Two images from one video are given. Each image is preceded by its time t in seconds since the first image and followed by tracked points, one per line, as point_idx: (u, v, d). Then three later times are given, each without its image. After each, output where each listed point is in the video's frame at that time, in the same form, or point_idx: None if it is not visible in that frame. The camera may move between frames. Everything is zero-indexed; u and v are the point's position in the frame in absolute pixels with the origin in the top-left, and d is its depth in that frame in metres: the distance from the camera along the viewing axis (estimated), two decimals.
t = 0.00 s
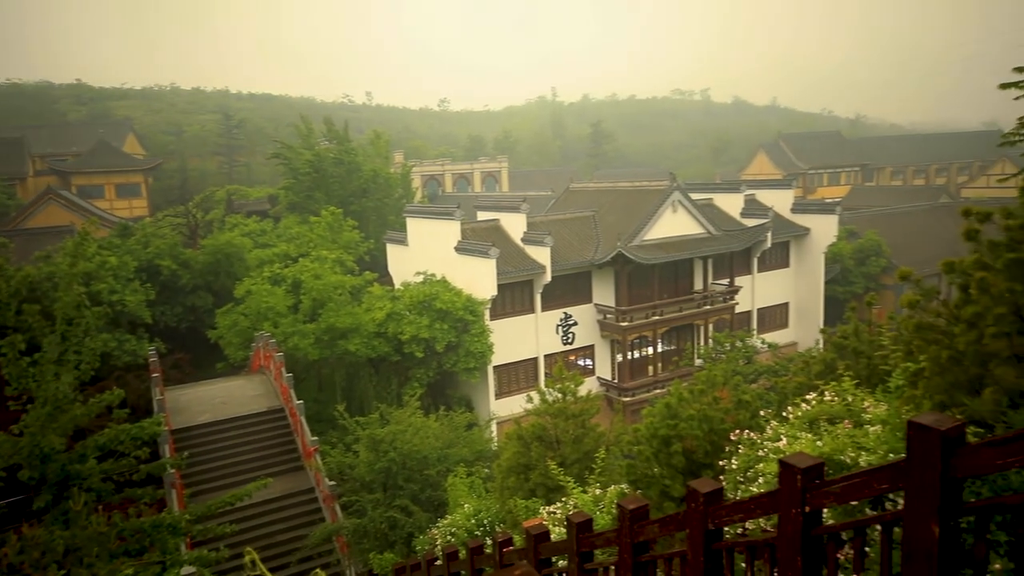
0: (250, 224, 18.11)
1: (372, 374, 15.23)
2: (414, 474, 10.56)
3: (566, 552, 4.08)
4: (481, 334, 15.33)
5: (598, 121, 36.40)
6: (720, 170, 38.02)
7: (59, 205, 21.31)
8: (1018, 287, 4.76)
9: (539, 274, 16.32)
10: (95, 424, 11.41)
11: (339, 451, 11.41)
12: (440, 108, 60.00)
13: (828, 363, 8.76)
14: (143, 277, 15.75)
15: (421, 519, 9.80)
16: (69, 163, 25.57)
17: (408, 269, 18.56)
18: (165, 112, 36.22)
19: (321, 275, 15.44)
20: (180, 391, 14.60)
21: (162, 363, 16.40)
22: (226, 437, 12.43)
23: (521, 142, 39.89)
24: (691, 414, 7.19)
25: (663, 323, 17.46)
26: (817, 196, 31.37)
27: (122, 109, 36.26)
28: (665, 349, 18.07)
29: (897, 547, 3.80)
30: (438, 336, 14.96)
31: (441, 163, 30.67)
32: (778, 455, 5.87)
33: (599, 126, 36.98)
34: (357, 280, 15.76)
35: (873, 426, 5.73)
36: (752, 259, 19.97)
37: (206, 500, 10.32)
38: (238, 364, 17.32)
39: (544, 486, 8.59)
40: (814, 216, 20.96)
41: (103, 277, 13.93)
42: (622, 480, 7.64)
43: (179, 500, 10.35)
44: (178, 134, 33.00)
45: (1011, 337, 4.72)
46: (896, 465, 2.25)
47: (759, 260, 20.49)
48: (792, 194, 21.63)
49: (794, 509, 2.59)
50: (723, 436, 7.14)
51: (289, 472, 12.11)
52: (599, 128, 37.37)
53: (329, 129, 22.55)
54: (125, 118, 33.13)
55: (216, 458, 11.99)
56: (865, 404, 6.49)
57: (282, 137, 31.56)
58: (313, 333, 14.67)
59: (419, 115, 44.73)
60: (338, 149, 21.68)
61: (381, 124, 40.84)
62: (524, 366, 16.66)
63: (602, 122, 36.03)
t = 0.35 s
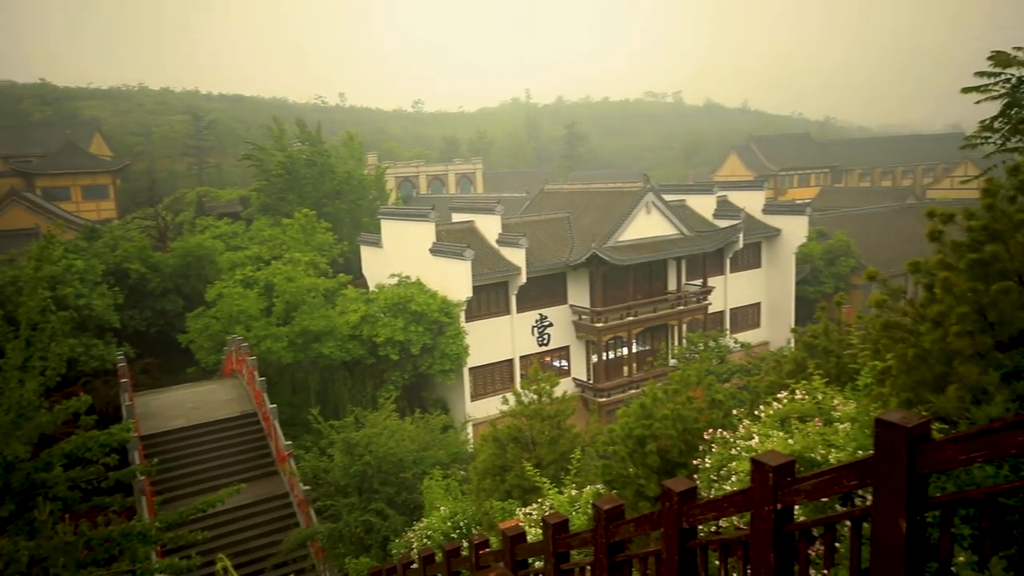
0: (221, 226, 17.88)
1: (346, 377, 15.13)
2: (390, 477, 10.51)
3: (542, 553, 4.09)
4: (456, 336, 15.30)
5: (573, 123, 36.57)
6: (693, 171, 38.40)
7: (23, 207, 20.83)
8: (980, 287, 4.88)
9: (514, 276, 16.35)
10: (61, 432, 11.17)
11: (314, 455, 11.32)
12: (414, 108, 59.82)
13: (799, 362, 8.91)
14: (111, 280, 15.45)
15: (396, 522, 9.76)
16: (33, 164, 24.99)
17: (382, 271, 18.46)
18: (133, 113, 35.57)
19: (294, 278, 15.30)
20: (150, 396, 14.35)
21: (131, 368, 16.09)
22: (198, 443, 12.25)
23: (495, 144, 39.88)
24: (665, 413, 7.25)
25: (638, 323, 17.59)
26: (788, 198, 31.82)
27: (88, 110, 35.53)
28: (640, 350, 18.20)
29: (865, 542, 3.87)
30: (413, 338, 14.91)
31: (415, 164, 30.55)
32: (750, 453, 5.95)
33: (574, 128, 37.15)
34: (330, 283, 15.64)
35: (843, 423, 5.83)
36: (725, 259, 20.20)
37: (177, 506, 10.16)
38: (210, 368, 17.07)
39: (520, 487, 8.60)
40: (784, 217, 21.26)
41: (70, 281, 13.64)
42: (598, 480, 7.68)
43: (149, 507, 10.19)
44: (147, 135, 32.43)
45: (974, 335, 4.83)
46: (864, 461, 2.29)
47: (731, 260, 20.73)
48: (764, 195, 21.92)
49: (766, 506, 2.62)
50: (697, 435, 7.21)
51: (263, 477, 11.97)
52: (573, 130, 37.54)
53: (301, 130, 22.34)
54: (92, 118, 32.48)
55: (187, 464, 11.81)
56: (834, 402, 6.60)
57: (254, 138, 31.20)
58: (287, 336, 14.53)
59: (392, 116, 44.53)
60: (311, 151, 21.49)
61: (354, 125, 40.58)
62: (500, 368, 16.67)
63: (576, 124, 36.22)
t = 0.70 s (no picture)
0: (193, 228, 17.64)
1: (322, 380, 15.02)
2: (367, 480, 10.45)
3: (520, 554, 4.10)
4: (433, 338, 15.26)
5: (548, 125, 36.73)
6: (668, 173, 38.70)
7: None
8: (945, 286, 4.99)
9: (490, 277, 16.35)
10: (29, 439, 10.93)
11: (289, 459, 11.21)
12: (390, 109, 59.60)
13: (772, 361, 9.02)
14: (79, 284, 15.16)
15: (373, 525, 9.72)
16: None
17: (358, 273, 18.34)
18: (102, 113, 34.93)
19: (268, 280, 15.14)
20: (120, 402, 14.11)
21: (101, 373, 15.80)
22: (171, 448, 12.07)
23: (471, 145, 39.82)
24: (640, 413, 7.30)
25: (614, 324, 17.68)
26: (760, 199, 32.18)
27: (55, 110, 34.83)
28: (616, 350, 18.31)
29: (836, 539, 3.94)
30: (389, 340, 14.84)
31: (390, 166, 30.40)
32: (725, 452, 6.02)
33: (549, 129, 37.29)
34: (305, 285, 15.51)
35: (814, 421, 5.92)
36: (699, 260, 20.38)
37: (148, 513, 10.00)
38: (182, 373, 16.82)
39: (497, 489, 8.61)
40: (757, 218, 21.51)
41: (37, 285, 13.36)
42: (575, 481, 7.71)
43: (120, 514, 10.01)
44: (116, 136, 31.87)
45: (940, 335, 4.93)
46: (834, 458, 2.33)
47: (706, 261, 20.93)
48: (737, 197, 22.16)
49: (741, 504, 2.66)
50: (672, 435, 7.28)
51: (237, 482, 11.82)
52: (549, 132, 37.66)
53: (274, 131, 22.10)
54: (59, 119, 31.86)
55: (159, 470, 11.62)
56: (806, 400, 6.70)
57: (227, 139, 30.86)
58: (261, 340, 14.38)
59: (367, 117, 44.29)
60: (284, 153, 21.28)
61: (329, 126, 40.27)
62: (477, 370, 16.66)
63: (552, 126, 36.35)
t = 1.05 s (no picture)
0: (166, 231, 17.40)
1: (299, 384, 14.90)
2: (345, 484, 10.39)
3: (498, 556, 4.11)
4: (411, 341, 15.22)
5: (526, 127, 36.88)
6: (645, 175, 38.93)
7: None
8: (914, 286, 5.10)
9: (468, 279, 16.35)
10: None
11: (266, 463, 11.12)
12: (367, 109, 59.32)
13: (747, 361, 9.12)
14: (50, 288, 14.88)
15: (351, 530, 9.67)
16: None
17: (334, 275, 18.18)
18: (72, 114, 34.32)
19: (244, 283, 14.99)
20: (92, 407, 13.87)
21: (72, 379, 15.52)
22: (145, 454, 11.89)
23: (449, 147, 39.73)
24: (618, 414, 7.35)
25: (592, 325, 17.76)
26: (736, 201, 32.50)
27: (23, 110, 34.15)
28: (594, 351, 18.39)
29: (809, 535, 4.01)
30: (366, 343, 14.78)
31: (367, 168, 30.22)
32: (701, 452, 6.07)
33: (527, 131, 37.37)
34: (282, 288, 15.38)
35: (788, 420, 6.01)
36: (676, 261, 20.54)
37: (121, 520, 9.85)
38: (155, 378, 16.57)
39: (476, 491, 8.61)
40: (733, 220, 21.73)
41: (5, 289, 13.09)
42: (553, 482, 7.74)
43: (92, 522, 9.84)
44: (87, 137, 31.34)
45: (909, 333, 5.05)
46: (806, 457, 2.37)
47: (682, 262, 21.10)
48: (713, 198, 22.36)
49: (717, 503, 2.68)
50: (649, 435, 7.33)
51: (212, 488, 11.68)
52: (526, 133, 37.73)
53: (249, 132, 21.86)
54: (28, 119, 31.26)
55: (132, 476, 11.45)
56: (780, 399, 6.80)
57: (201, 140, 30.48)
58: (237, 343, 14.23)
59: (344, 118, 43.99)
60: (259, 154, 21.06)
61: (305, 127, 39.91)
62: (456, 373, 16.62)
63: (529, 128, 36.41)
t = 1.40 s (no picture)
0: (139, 236, 17.16)
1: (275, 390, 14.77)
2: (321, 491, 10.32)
3: (476, 560, 4.10)
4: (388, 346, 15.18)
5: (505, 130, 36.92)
6: (624, 178, 39.15)
7: None
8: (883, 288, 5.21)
9: (446, 283, 16.39)
10: None
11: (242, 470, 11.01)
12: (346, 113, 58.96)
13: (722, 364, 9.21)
14: (19, 295, 14.61)
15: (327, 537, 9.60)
16: None
17: (309, 280, 17.95)
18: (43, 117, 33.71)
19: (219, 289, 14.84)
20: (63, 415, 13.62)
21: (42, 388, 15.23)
22: (117, 464, 11.70)
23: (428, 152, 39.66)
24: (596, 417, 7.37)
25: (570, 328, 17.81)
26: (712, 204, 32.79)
27: None
28: (572, 355, 18.41)
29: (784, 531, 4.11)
30: (343, 348, 14.69)
31: (345, 172, 30.05)
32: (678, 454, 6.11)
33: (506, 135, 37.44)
34: (258, 293, 15.24)
35: (762, 421, 6.08)
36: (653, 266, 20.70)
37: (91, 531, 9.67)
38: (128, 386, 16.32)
39: (454, 496, 8.59)
40: (708, 223, 21.94)
41: None
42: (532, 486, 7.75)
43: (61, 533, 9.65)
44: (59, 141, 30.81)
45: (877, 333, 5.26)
46: (780, 457, 2.40)
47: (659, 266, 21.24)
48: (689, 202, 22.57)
49: (692, 503, 2.70)
50: (627, 437, 7.38)
51: (187, 497, 11.51)
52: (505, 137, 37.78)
53: (224, 136, 21.65)
54: None
55: (104, 486, 11.24)
56: (754, 400, 6.88)
57: (174, 143, 30.08)
58: (212, 350, 14.08)
59: (323, 122, 43.72)
60: (233, 158, 20.79)
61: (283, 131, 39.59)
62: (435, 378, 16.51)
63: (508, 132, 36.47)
